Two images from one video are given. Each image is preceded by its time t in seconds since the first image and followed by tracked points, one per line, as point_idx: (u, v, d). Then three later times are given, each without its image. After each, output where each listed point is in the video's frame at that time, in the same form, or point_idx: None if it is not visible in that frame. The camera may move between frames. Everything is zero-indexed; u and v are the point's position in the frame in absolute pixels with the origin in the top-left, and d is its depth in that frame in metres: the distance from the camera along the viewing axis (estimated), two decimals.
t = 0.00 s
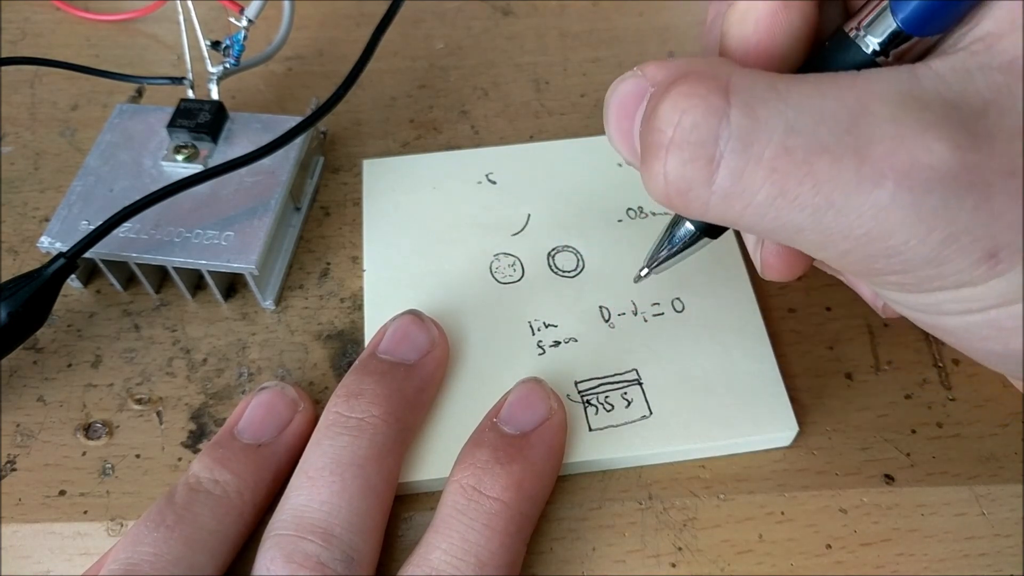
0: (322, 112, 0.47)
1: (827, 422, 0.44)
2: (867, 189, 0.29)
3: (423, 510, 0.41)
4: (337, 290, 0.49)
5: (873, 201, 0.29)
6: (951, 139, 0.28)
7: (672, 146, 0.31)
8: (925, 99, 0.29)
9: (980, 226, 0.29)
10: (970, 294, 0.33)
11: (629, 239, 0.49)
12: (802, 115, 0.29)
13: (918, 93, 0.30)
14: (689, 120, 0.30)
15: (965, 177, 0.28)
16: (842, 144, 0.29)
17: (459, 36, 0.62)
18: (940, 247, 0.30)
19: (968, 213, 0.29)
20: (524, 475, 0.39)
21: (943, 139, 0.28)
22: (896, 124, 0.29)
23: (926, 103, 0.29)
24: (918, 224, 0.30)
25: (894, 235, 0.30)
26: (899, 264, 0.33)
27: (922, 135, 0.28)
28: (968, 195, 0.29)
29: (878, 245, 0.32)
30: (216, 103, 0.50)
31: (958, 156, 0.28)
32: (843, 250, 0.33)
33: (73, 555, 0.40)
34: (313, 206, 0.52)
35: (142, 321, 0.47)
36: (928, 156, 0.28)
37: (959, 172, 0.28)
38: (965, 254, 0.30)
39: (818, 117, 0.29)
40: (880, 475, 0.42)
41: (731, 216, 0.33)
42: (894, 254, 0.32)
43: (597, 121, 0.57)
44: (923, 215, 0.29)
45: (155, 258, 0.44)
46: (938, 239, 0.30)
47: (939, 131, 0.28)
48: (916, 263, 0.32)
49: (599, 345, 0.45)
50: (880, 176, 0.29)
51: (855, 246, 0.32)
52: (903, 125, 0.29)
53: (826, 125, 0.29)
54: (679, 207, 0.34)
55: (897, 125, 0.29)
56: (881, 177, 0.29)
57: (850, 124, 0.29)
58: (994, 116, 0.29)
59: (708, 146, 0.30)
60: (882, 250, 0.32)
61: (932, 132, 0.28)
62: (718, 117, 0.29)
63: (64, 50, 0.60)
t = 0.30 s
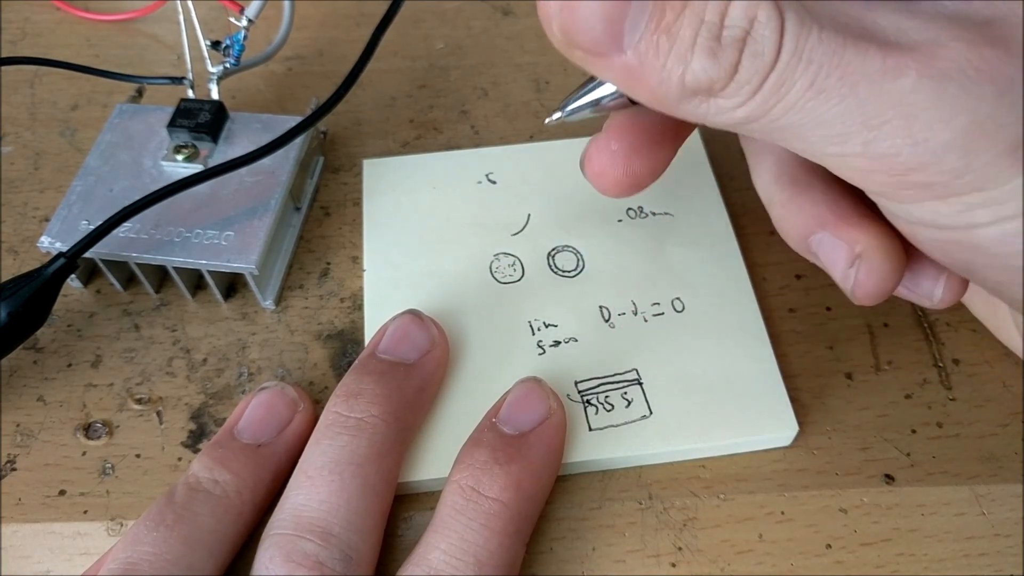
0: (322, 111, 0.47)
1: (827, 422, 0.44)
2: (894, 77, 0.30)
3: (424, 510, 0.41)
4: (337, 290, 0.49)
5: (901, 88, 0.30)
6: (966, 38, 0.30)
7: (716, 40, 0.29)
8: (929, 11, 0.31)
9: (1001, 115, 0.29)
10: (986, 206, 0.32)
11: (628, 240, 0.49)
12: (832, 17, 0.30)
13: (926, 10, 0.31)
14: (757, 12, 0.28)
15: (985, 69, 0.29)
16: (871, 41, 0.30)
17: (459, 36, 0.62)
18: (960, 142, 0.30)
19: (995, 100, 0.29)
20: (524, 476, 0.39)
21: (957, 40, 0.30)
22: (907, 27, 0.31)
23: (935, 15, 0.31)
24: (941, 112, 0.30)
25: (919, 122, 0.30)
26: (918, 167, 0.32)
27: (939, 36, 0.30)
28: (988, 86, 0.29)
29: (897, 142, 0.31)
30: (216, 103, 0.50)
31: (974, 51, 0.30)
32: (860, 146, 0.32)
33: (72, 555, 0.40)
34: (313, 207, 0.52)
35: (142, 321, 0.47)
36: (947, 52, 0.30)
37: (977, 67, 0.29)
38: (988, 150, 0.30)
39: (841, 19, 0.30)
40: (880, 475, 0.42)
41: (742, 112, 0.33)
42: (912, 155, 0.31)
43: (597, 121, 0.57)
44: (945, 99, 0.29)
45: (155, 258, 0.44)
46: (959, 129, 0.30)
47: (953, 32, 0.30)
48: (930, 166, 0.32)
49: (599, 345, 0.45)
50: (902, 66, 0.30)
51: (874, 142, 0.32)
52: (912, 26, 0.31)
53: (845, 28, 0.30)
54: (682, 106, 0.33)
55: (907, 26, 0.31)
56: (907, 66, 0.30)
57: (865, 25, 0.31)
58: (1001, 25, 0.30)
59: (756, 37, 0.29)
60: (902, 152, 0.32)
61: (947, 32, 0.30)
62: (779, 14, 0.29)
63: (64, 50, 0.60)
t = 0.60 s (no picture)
0: (323, 111, 0.47)
1: (827, 422, 0.44)
2: (842, 96, 0.30)
3: (424, 510, 0.41)
4: (337, 290, 0.49)
5: (854, 109, 0.30)
6: (903, 39, 0.31)
7: (648, 113, 0.31)
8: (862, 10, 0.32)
9: (954, 108, 0.30)
10: (958, 186, 0.33)
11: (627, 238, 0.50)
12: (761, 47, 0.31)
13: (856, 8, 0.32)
14: (668, 81, 0.30)
15: (926, 70, 0.30)
16: (807, 65, 0.30)
17: (459, 36, 0.62)
18: (923, 142, 0.31)
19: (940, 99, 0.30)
20: (526, 469, 0.39)
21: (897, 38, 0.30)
22: (844, 37, 0.31)
23: (866, 13, 0.31)
24: (899, 120, 0.30)
25: (879, 139, 0.31)
26: (888, 169, 0.33)
27: (874, 42, 0.30)
28: (934, 83, 0.30)
29: (865, 154, 0.32)
30: (216, 103, 0.50)
31: (915, 53, 0.30)
32: (833, 164, 0.33)
33: (72, 555, 0.40)
34: (313, 207, 0.52)
35: (142, 321, 0.47)
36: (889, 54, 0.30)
37: (922, 64, 0.30)
38: (947, 143, 0.31)
39: (771, 51, 0.31)
40: (880, 475, 0.42)
41: (716, 162, 0.34)
42: (881, 159, 0.32)
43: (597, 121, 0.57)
44: (902, 108, 0.30)
45: (155, 258, 0.44)
46: (921, 129, 0.31)
47: (890, 34, 0.31)
48: (904, 164, 0.32)
49: (599, 345, 0.45)
50: (850, 82, 0.30)
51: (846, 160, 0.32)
52: (848, 37, 0.31)
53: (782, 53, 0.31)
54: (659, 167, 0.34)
55: (844, 37, 0.31)
56: (853, 84, 0.30)
57: (800, 45, 0.31)
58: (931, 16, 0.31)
59: (689, 99, 0.31)
60: (871, 158, 0.32)
61: (884, 36, 0.31)
62: (693, 70, 0.30)
63: (64, 50, 0.60)
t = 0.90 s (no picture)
0: (323, 111, 0.47)
1: (827, 422, 0.44)
2: (824, 160, 0.32)
3: (424, 510, 0.41)
4: (337, 290, 0.49)
5: (833, 172, 0.32)
6: (899, 101, 0.31)
7: (645, 137, 0.37)
8: (873, 64, 0.32)
9: (938, 184, 0.32)
10: (936, 242, 0.36)
11: (627, 238, 0.49)
12: (760, 97, 0.33)
13: (870, 61, 0.32)
14: (658, 111, 0.36)
15: (912, 139, 0.31)
16: (797, 120, 0.33)
17: (459, 36, 0.62)
18: (903, 208, 0.33)
19: (923, 171, 0.32)
20: (525, 472, 0.39)
21: (890, 103, 0.31)
22: (844, 97, 0.32)
23: (875, 67, 0.32)
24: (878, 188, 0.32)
25: (859, 199, 0.33)
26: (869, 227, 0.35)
27: (868, 101, 0.31)
28: (920, 155, 0.31)
29: (846, 211, 0.34)
30: (216, 103, 0.50)
31: (907, 117, 0.31)
32: (816, 215, 0.35)
33: (72, 554, 0.40)
34: (313, 206, 0.52)
35: (142, 321, 0.47)
36: (877, 121, 0.31)
37: (909, 135, 0.31)
38: (926, 210, 0.33)
39: (773, 98, 0.33)
40: (880, 475, 0.42)
41: (708, 198, 0.37)
42: (862, 218, 0.35)
43: (597, 121, 0.57)
44: (883, 177, 0.32)
45: (155, 258, 0.44)
46: (900, 199, 0.33)
47: (888, 96, 0.31)
48: (884, 224, 0.35)
49: (599, 346, 0.45)
50: (832, 146, 0.32)
51: (829, 215, 0.35)
52: (848, 95, 0.32)
53: (779, 105, 0.33)
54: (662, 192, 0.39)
55: (844, 94, 0.32)
56: (835, 148, 0.32)
57: (801, 99, 0.32)
58: (936, 74, 0.31)
59: (674, 134, 0.35)
60: (853, 214, 0.34)
61: (880, 97, 0.31)
62: (680, 107, 0.35)
63: (64, 50, 0.60)
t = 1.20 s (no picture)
0: (323, 111, 0.47)
1: (827, 422, 0.44)
2: (814, 90, 0.34)
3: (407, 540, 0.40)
4: (337, 290, 0.49)
5: (821, 101, 0.34)
6: (892, 40, 0.32)
7: (651, 57, 0.38)
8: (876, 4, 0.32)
9: (916, 123, 0.33)
10: (914, 185, 0.37)
11: (623, 260, 0.48)
12: (763, 25, 0.34)
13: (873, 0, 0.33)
14: (664, 32, 0.36)
15: (899, 78, 0.32)
16: (795, 50, 0.33)
17: (459, 36, 0.62)
18: (883, 142, 0.34)
19: (905, 109, 0.33)
20: (511, 503, 0.38)
21: (884, 41, 0.32)
22: (843, 32, 0.33)
23: (876, 8, 0.32)
24: (863, 121, 0.34)
25: (842, 128, 0.35)
26: (850, 158, 0.37)
27: (865, 38, 0.32)
28: (904, 93, 0.32)
29: (830, 141, 0.36)
30: (216, 103, 0.50)
31: (897, 57, 0.32)
32: (800, 144, 0.37)
33: (72, 555, 0.40)
34: (313, 207, 0.52)
35: (142, 321, 0.47)
36: (868, 58, 0.32)
37: (897, 73, 0.32)
38: (906, 148, 0.34)
39: (774, 28, 0.33)
40: (880, 475, 0.42)
41: (704, 119, 0.39)
42: (844, 149, 0.36)
43: (597, 121, 0.57)
44: (868, 112, 0.33)
45: (155, 258, 0.44)
46: (881, 134, 0.34)
47: (884, 33, 0.32)
48: (866, 156, 0.36)
49: (595, 375, 0.44)
50: (824, 79, 0.33)
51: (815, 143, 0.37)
52: (848, 28, 0.32)
53: (778, 36, 0.33)
54: (661, 113, 0.40)
55: (844, 25, 0.33)
56: (826, 80, 0.33)
57: (801, 31, 0.33)
58: (933, 20, 0.32)
59: (677, 58, 0.36)
60: (835, 142, 0.36)
61: (877, 35, 0.32)
62: (687, 31, 0.35)
63: (64, 50, 0.60)
